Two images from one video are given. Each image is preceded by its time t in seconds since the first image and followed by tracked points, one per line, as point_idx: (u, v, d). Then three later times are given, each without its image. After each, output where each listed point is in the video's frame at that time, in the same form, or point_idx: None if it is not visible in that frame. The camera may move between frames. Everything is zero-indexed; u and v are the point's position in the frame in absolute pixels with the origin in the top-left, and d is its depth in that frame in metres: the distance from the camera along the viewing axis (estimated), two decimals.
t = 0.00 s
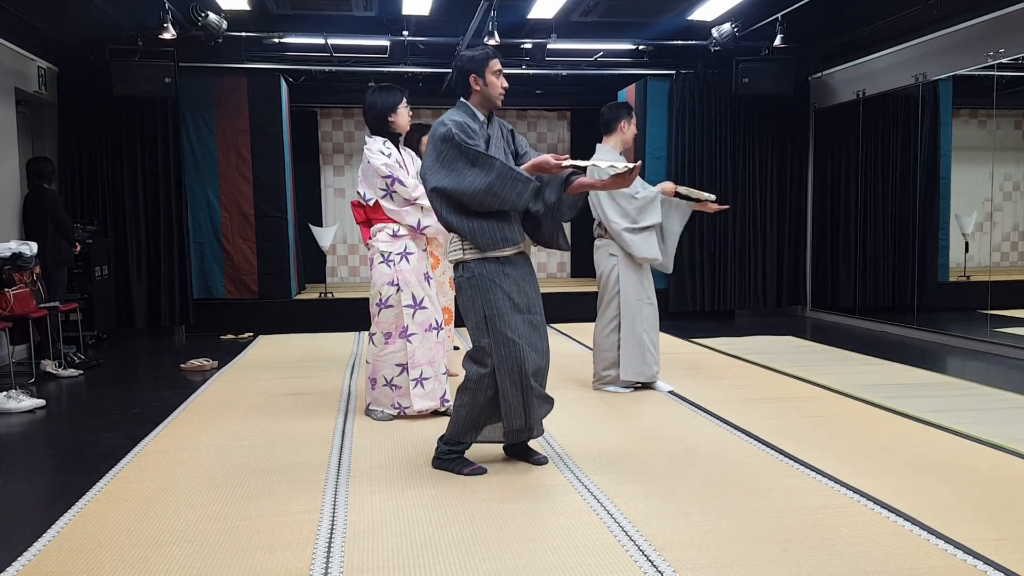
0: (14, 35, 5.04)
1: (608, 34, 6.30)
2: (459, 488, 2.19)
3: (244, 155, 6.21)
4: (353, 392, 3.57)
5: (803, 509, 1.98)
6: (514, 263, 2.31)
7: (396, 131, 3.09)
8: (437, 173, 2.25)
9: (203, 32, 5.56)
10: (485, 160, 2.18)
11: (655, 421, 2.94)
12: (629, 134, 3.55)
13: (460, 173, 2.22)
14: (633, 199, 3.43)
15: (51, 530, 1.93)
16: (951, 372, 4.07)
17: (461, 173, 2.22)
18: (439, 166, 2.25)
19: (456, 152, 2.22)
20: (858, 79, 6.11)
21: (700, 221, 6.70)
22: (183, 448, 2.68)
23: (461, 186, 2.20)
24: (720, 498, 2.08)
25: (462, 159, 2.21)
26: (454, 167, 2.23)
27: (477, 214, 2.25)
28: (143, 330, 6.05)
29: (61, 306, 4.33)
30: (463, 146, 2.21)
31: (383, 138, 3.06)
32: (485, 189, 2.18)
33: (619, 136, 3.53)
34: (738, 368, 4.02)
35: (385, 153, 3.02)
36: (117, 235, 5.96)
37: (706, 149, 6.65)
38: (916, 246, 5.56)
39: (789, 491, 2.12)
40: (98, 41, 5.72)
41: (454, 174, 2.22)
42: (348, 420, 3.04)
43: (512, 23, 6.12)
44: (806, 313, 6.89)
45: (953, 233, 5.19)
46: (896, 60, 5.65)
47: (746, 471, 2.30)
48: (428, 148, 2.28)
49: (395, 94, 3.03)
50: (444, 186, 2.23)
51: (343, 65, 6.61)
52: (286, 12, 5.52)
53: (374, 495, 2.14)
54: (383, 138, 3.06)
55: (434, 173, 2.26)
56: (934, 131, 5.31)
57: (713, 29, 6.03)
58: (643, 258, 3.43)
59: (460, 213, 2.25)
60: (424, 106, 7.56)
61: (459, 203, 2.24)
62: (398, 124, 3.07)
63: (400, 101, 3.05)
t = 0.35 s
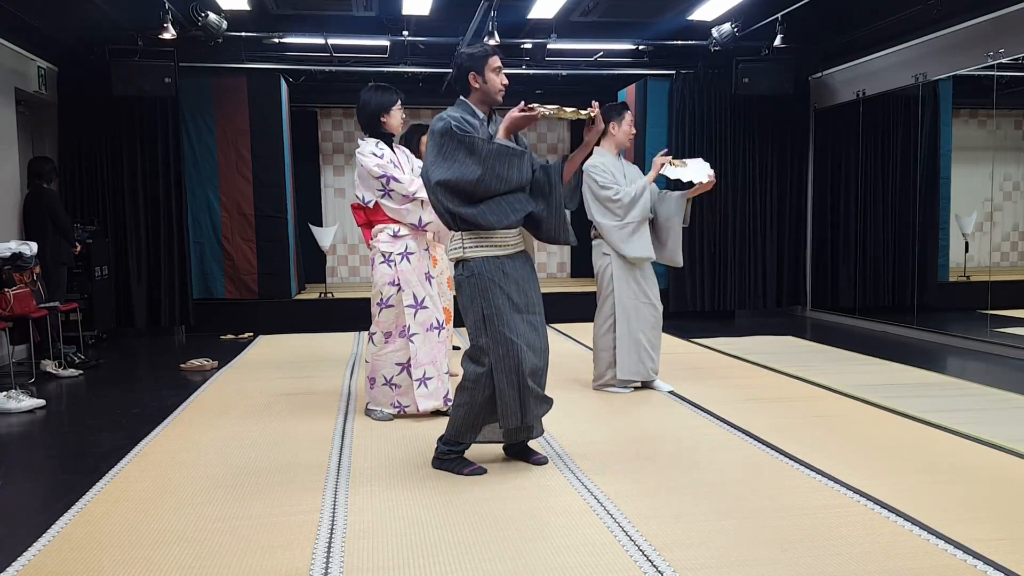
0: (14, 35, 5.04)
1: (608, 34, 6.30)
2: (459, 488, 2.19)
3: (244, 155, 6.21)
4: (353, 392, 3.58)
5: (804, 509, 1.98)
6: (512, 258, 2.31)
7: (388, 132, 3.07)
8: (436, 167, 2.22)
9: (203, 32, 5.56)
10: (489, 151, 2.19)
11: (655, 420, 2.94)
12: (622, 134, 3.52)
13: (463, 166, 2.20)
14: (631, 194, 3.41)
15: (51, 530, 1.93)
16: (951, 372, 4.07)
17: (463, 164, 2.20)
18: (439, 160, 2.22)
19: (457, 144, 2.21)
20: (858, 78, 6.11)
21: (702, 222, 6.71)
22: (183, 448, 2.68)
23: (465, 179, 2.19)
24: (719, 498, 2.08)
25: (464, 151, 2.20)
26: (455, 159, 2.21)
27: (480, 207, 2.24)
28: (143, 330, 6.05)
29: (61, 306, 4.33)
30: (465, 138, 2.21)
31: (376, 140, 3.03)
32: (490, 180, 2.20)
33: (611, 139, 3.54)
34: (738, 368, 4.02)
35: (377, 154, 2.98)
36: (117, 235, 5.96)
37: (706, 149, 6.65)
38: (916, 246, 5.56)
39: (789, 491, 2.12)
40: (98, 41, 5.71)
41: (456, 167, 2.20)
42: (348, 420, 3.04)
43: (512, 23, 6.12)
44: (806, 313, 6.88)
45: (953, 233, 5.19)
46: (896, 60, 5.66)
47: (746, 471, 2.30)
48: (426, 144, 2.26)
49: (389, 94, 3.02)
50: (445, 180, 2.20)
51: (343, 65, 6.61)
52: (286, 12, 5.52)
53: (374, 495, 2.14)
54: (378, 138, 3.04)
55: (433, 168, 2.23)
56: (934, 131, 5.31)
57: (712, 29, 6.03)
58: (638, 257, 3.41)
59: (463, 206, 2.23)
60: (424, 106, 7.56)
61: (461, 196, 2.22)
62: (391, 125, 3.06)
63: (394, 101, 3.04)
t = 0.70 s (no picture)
0: (14, 35, 5.04)
1: (609, 34, 6.29)
2: (459, 489, 2.19)
3: (244, 155, 6.21)
4: (352, 392, 3.57)
5: (804, 509, 1.98)
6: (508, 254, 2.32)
7: (394, 131, 3.09)
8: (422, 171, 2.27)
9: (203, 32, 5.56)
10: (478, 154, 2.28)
11: (655, 420, 2.94)
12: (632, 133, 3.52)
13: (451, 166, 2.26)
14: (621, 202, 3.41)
15: (51, 530, 1.93)
16: (951, 372, 4.07)
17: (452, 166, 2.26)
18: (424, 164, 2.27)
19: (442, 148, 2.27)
20: (858, 79, 6.11)
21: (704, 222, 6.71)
22: (183, 448, 2.68)
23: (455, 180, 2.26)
24: (720, 498, 2.07)
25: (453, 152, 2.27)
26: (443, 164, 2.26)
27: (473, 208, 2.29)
28: (143, 330, 6.06)
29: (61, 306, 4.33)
30: (453, 138, 2.27)
31: (383, 138, 3.06)
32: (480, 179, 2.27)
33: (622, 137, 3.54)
34: (738, 368, 4.02)
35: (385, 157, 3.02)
36: (117, 235, 5.96)
37: (706, 149, 6.65)
38: (916, 246, 5.56)
39: (789, 491, 2.11)
40: (98, 41, 5.72)
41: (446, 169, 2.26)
42: (348, 420, 3.04)
43: (512, 23, 6.12)
44: (806, 313, 6.88)
45: (953, 233, 5.19)
46: (896, 60, 5.65)
47: (746, 471, 2.30)
48: (407, 146, 2.31)
49: (396, 93, 3.01)
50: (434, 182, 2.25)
51: (343, 65, 6.60)
52: (286, 12, 5.52)
53: (374, 495, 2.14)
54: (384, 139, 3.05)
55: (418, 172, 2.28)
56: (934, 131, 5.31)
57: (712, 29, 6.03)
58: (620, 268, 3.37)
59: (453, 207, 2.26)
60: (424, 106, 7.55)
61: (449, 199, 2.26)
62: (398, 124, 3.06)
63: (400, 101, 3.03)
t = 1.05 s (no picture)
0: (14, 35, 5.04)
1: (609, 34, 6.29)
2: (458, 488, 2.19)
3: (244, 155, 6.21)
4: (352, 392, 3.57)
5: (804, 509, 1.98)
6: (512, 257, 2.32)
7: (391, 130, 3.08)
8: (424, 163, 2.25)
9: (203, 32, 5.56)
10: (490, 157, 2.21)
11: (654, 420, 2.94)
12: (628, 134, 3.53)
13: (454, 164, 2.22)
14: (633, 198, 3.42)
15: (51, 530, 1.93)
16: (951, 372, 4.07)
17: (457, 164, 2.22)
18: (429, 155, 2.25)
19: (452, 143, 2.22)
20: (858, 78, 6.11)
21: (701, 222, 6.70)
22: (183, 448, 2.68)
23: (457, 180, 2.21)
24: (720, 498, 2.07)
25: (461, 150, 2.21)
26: (448, 159, 2.22)
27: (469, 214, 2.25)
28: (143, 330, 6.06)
29: (61, 306, 4.33)
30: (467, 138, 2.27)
31: (379, 138, 3.03)
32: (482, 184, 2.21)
33: (618, 138, 3.52)
34: (738, 368, 4.02)
35: (385, 154, 2.98)
36: (117, 235, 5.95)
37: (706, 150, 6.65)
38: (917, 246, 5.56)
39: (789, 491, 2.11)
40: (98, 41, 5.71)
41: (448, 166, 2.22)
42: (348, 420, 3.04)
43: (512, 23, 6.11)
44: (806, 313, 6.88)
45: (953, 234, 5.19)
46: (895, 59, 5.65)
47: (746, 470, 2.30)
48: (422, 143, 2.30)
49: (391, 93, 3.01)
50: (434, 177, 2.22)
51: (343, 65, 6.60)
52: (286, 12, 5.52)
53: (374, 495, 2.14)
54: (380, 140, 3.03)
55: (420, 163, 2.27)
56: (934, 131, 5.31)
57: (713, 29, 6.03)
58: (631, 262, 3.41)
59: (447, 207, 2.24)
60: (424, 106, 7.55)
61: (445, 197, 2.23)
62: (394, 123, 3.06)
63: (395, 101, 3.03)
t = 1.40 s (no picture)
0: (14, 35, 5.04)
1: (608, 34, 6.29)
2: (459, 488, 2.19)
3: (244, 155, 6.21)
4: (353, 392, 3.57)
5: (803, 509, 1.98)
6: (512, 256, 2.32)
7: (399, 133, 3.07)
8: (440, 157, 2.21)
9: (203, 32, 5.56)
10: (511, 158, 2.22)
11: (655, 420, 2.94)
12: (630, 135, 3.51)
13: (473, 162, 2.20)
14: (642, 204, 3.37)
15: (51, 530, 1.93)
16: (951, 372, 4.07)
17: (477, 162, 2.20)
18: (445, 150, 2.21)
19: (473, 140, 2.21)
20: (858, 78, 6.11)
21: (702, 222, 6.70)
22: (183, 448, 2.68)
23: (478, 178, 2.19)
24: (720, 498, 2.07)
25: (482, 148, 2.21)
26: (473, 157, 2.20)
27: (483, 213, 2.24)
28: (143, 330, 6.06)
29: (61, 306, 4.33)
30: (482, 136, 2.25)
31: (388, 142, 3.00)
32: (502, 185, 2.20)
33: (619, 139, 3.52)
34: (738, 368, 4.02)
35: (394, 155, 2.96)
36: (117, 235, 5.95)
37: (706, 149, 6.64)
38: (917, 246, 5.56)
39: (789, 491, 2.12)
40: (98, 41, 5.72)
41: (468, 164, 2.20)
42: (348, 420, 3.04)
43: (512, 23, 6.11)
44: (806, 313, 6.88)
45: (953, 234, 5.19)
46: (895, 60, 5.66)
47: (746, 471, 2.30)
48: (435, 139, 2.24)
49: (402, 97, 3.01)
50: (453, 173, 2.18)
51: (343, 65, 6.60)
52: (286, 12, 5.52)
53: (374, 495, 2.15)
54: (390, 141, 3.01)
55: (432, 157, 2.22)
56: (934, 131, 5.31)
57: (713, 29, 6.03)
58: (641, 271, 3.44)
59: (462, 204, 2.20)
60: (424, 106, 7.55)
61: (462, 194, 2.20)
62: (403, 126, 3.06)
63: (406, 104, 3.03)
